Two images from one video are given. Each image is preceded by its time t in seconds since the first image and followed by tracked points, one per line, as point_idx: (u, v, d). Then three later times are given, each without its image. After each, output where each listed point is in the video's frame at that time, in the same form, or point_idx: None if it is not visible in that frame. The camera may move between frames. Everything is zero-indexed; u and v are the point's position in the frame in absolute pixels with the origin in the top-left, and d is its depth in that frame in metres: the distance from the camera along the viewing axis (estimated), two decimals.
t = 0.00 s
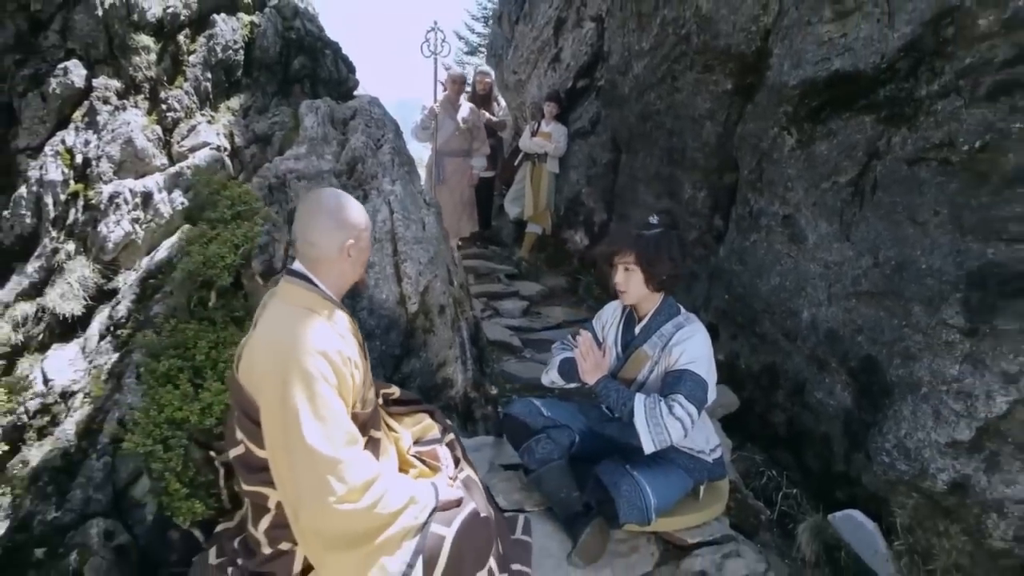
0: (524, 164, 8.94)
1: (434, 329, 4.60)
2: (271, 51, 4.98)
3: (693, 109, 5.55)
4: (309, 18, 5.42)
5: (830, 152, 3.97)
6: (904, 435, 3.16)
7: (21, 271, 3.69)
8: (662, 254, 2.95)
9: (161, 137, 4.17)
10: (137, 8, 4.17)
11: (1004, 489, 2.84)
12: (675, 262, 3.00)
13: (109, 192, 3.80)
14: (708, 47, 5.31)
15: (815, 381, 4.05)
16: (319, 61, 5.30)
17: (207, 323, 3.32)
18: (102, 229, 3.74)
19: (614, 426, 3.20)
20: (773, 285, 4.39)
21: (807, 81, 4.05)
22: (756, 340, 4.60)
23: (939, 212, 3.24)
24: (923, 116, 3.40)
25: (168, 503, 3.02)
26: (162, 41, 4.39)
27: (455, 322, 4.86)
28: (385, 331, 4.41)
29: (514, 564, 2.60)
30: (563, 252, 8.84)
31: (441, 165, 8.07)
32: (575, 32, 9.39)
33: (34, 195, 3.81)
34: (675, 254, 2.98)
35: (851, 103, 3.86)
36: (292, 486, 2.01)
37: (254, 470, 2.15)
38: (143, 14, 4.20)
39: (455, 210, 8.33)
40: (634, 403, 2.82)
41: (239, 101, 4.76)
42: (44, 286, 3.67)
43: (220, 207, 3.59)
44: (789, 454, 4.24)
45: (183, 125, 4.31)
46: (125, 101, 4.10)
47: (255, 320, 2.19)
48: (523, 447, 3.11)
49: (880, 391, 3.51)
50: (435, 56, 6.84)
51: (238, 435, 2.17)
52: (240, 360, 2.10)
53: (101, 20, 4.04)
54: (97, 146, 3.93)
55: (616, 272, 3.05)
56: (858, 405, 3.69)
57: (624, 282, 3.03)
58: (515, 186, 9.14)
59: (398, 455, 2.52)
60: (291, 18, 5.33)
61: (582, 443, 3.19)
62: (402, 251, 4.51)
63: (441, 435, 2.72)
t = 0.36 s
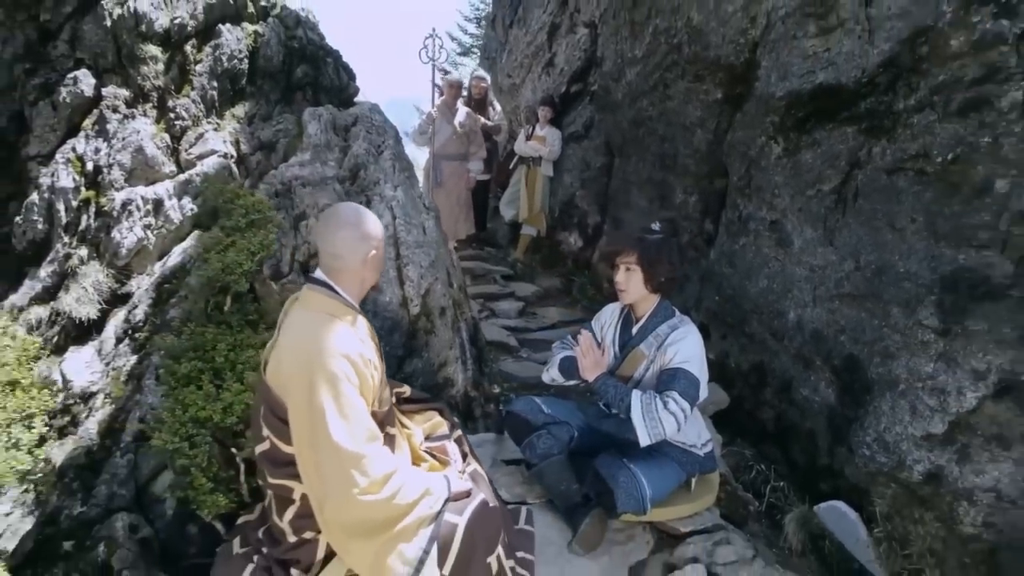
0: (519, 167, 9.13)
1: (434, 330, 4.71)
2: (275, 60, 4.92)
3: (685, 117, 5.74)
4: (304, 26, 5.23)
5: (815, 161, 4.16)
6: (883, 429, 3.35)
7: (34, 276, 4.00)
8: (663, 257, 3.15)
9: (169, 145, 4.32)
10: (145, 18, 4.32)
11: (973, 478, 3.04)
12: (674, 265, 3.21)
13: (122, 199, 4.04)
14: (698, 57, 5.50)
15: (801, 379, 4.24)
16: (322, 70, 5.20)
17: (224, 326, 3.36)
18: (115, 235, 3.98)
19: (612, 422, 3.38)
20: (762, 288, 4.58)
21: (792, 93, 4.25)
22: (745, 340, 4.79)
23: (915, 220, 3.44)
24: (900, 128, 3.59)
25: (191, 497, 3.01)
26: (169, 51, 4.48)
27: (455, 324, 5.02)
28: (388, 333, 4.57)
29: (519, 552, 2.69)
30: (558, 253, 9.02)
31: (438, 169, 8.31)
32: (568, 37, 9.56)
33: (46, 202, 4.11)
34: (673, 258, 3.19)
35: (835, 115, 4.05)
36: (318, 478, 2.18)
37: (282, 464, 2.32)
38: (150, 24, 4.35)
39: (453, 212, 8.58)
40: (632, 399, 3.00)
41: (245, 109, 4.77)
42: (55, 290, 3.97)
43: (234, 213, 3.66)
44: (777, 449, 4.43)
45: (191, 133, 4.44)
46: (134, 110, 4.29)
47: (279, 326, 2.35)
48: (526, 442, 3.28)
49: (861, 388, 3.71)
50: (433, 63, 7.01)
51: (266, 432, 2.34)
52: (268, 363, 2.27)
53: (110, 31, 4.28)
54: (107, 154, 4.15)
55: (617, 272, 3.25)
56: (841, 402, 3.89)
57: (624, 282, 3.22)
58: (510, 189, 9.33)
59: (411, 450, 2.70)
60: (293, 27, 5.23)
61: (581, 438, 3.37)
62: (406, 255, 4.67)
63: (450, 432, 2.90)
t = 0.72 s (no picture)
0: (513, 172, 9.33)
1: (436, 331, 4.89)
2: (279, 70, 5.19)
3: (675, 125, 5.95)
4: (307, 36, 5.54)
5: (798, 171, 4.38)
6: (861, 425, 3.57)
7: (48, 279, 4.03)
8: (657, 264, 3.37)
9: (177, 153, 4.41)
10: (153, 31, 4.42)
11: (943, 469, 3.24)
12: (666, 271, 3.43)
13: (134, 206, 4.08)
14: (688, 68, 5.72)
15: (786, 377, 4.45)
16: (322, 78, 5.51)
17: (238, 330, 3.54)
18: (128, 242, 4.02)
19: (607, 419, 3.58)
20: (749, 290, 4.79)
21: (777, 106, 4.48)
22: (733, 340, 5.00)
23: (891, 227, 3.66)
24: (877, 141, 3.81)
25: (213, 491, 3.18)
26: (177, 62, 4.60)
27: (455, 325, 5.21)
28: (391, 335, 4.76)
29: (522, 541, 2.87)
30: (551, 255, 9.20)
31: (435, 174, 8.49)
32: (561, 44, 9.77)
33: (58, 209, 4.07)
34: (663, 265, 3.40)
35: (817, 127, 4.27)
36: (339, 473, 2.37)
37: (304, 460, 2.50)
38: (157, 36, 4.45)
39: (450, 217, 8.76)
40: (627, 396, 3.21)
41: (250, 117, 4.99)
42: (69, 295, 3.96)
43: (247, 223, 3.82)
44: (764, 445, 4.64)
45: (199, 142, 4.55)
46: (143, 119, 4.35)
47: (299, 332, 2.54)
48: (526, 440, 3.49)
49: (842, 386, 3.92)
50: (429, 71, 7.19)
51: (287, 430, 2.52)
52: (292, 366, 2.46)
53: (118, 42, 4.30)
54: (118, 162, 4.17)
55: (614, 277, 3.44)
56: (823, 399, 4.10)
57: (620, 287, 3.42)
58: (504, 193, 9.52)
59: (421, 446, 2.89)
60: (294, 37, 5.51)
61: (578, 434, 3.57)
62: (408, 260, 4.86)
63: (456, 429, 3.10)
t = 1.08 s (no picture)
0: (509, 176, 9.54)
1: (437, 334, 5.08)
2: (282, 80, 5.26)
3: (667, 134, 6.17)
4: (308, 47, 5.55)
5: (783, 180, 4.60)
6: (842, 421, 3.80)
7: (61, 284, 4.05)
8: (649, 271, 3.58)
9: (186, 163, 4.52)
10: (163, 43, 4.53)
11: (917, 462, 3.48)
12: (657, 279, 3.64)
13: (148, 214, 4.19)
14: (679, 79, 5.94)
15: (772, 377, 4.67)
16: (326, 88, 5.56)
17: (254, 333, 3.71)
18: (142, 249, 4.14)
19: (604, 417, 3.79)
20: (738, 294, 5.01)
21: (763, 118, 4.71)
22: (723, 341, 5.22)
23: (870, 235, 3.89)
24: (856, 153, 4.04)
25: (236, 485, 3.35)
26: (186, 74, 4.73)
27: (455, 328, 5.40)
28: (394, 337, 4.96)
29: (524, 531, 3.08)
30: (546, 258, 9.39)
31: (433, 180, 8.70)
32: (555, 51, 9.98)
33: (72, 217, 4.14)
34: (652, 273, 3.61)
35: (801, 138, 4.49)
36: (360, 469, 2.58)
37: (326, 455, 2.71)
38: (167, 48, 4.56)
39: (450, 222, 8.96)
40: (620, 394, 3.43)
41: (256, 127, 5.12)
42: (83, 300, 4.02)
43: (261, 233, 4.00)
44: (752, 441, 4.86)
45: (207, 151, 4.67)
46: (154, 130, 4.46)
47: (321, 338, 2.74)
48: (527, 436, 3.70)
49: (824, 384, 4.14)
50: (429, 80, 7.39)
51: (310, 426, 2.72)
52: (316, 369, 2.66)
53: (128, 54, 4.42)
54: (131, 172, 4.27)
55: (606, 283, 3.67)
56: (807, 397, 4.32)
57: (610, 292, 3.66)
58: (500, 198, 9.74)
59: (429, 442, 3.10)
60: (298, 47, 5.53)
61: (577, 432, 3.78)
62: (410, 265, 5.06)
63: (462, 427, 3.31)
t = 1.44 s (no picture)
0: (507, 180, 9.79)
1: (442, 334, 5.29)
2: (289, 88, 5.12)
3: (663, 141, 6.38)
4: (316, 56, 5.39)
5: (773, 188, 4.82)
6: (827, 417, 4.04)
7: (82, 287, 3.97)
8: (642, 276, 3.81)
9: (200, 170, 4.39)
10: (175, 55, 4.37)
11: (895, 454, 3.72)
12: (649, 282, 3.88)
13: (164, 221, 4.10)
14: (674, 88, 6.15)
15: (762, 375, 4.89)
16: (332, 96, 5.46)
17: (271, 335, 3.87)
18: (159, 254, 4.06)
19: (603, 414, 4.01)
20: (730, 295, 5.23)
21: (754, 128, 4.93)
22: (716, 341, 5.44)
23: (853, 241, 4.11)
24: (841, 163, 4.25)
25: (258, 477, 3.60)
26: (197, 85, 4.55)
27: (458, 329, 5.60)
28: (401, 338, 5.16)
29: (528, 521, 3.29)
30: (545, 260, 9.56)
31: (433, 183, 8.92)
32: (553, 56, 10.19)
33: (89, 223, 4.00)
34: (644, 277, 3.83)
35: (789, 148, 4.71)
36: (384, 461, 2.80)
37: (351, 448, 2.92)
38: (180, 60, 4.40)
39: (451, 224, 9.16)
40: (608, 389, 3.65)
41: (265, 135, 4.96)
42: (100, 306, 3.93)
43: (277, 239, 4.16)
44: (744, 436, 5.08)
45: (219, 158, 4.55)
46: (167, 138, 4.31)
47: (345, 340, 2.95)
48: (529, 432, 3.91)
49: (810, 382, 4.37)
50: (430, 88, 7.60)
51: (335, 421, 2.93)
52: (343, 370, 2.87)
53: (143, 66, 4.26)
54: (146, 179, 4.14)
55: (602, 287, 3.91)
56: (794, 394, 4.55)
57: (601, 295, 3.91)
58: (500, 200, 9.96)
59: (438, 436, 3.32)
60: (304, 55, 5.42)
61: (576, 428, 4.00)
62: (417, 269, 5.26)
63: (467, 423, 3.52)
